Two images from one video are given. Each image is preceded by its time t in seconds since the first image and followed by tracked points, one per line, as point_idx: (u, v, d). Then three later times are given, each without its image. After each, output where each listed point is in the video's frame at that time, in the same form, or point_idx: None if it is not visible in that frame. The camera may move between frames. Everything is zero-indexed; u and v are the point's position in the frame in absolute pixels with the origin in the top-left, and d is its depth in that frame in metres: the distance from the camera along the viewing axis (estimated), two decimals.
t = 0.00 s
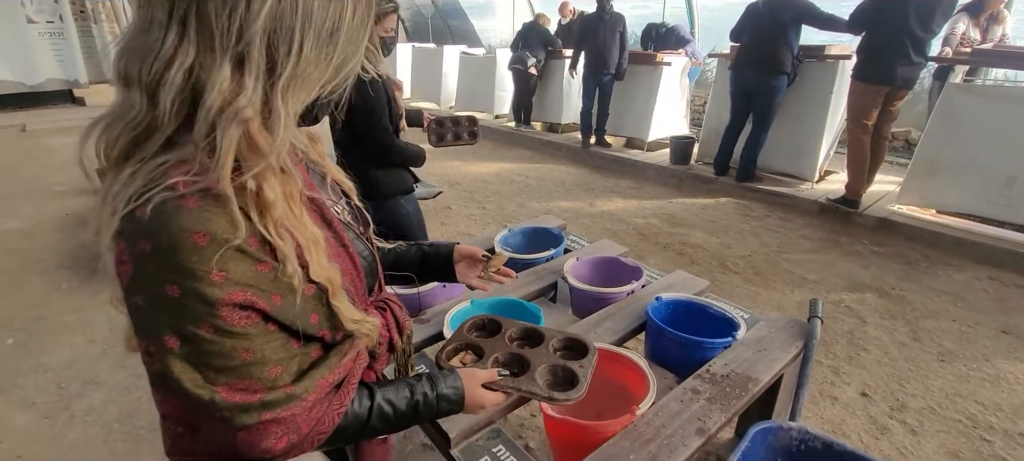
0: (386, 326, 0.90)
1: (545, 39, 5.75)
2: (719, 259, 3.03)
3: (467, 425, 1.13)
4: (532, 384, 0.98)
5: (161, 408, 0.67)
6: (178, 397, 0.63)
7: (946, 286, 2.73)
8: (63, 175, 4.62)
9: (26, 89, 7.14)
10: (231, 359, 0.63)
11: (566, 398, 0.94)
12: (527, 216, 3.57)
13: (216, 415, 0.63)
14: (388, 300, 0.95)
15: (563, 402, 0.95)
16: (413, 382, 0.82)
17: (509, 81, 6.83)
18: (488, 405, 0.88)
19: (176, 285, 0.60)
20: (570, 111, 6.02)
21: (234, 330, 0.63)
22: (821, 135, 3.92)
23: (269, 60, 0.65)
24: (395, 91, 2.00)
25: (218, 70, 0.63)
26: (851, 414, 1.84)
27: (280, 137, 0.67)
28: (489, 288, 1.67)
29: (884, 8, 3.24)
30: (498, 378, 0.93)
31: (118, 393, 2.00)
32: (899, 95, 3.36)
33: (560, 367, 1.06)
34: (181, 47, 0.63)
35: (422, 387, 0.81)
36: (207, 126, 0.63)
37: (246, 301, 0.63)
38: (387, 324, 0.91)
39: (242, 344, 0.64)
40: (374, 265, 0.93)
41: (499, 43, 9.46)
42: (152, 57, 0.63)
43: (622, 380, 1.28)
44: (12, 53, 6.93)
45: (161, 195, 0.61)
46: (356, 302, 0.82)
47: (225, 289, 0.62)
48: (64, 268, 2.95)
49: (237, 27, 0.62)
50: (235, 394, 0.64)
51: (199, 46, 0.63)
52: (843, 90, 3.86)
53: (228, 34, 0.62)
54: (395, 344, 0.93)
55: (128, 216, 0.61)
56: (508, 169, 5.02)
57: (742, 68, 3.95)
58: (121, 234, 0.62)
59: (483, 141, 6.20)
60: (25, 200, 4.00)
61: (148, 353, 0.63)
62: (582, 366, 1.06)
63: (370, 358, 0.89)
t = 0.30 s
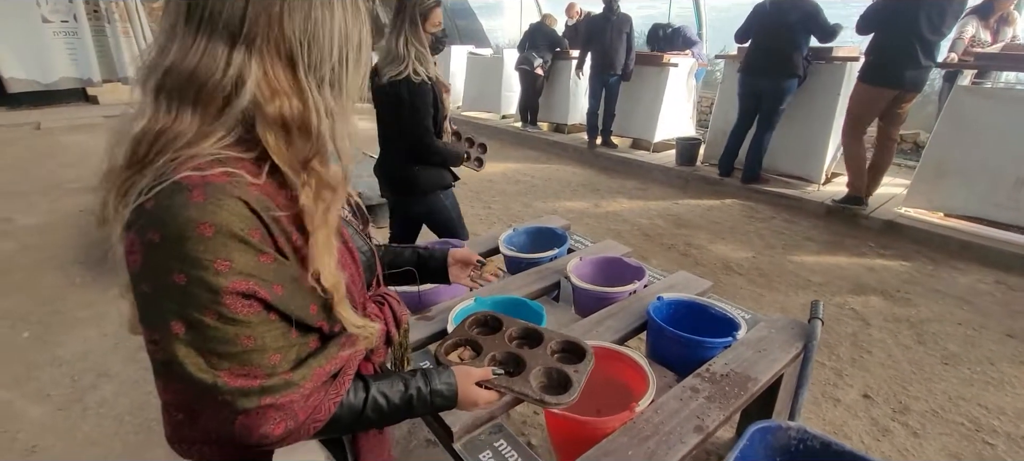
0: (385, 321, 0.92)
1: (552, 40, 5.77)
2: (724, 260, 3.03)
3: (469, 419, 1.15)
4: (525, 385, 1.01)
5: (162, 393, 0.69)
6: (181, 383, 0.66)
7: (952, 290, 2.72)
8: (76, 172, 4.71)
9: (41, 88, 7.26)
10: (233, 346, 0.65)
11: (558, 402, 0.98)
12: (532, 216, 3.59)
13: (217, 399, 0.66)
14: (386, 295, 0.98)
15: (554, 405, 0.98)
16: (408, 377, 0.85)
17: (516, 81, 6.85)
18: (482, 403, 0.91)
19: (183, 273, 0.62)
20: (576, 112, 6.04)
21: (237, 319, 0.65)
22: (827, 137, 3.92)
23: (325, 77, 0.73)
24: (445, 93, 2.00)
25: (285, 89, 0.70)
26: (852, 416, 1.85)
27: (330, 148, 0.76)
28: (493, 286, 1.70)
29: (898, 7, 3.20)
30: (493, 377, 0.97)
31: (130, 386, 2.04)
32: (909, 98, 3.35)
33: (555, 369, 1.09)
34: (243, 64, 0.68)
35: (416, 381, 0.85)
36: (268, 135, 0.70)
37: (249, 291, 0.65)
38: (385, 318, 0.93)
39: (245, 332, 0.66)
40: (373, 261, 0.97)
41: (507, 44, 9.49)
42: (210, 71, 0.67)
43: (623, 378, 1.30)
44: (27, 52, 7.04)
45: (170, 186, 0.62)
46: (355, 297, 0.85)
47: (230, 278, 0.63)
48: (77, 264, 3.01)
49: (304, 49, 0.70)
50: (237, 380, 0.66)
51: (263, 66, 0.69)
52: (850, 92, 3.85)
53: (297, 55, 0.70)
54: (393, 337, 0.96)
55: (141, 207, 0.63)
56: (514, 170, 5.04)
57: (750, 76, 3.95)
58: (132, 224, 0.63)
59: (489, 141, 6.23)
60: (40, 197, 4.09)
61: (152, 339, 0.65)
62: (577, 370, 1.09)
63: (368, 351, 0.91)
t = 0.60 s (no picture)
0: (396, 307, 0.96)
1: (558, 40, 5.78)
2: (729, 261, 3.03)
3: (474, 416, 1.17)
4: (536, 383, 1.04)
5: (220, 373, 0.70)
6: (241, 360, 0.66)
7: (960, 293, 2.70)
8: (88, 170, 4.77)
9: (54, 86, 7.34)
10: (290, 321, 0.68)
11: (569, 398, 1.00)
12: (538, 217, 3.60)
13: (277, 372, 0.67)
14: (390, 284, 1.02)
15: (566, 401, 1.00)
16: (428, 371, 0.87)
17: (522, 82, 6.87)
18: (496, 400, 0.94)
19: (252, 253, 0.64)
20: (582, 112, 6.04)
21: (294, 296, 0.68)
22: (831, 136, 3.91)
23: (356, 82, 0.79)
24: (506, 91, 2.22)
25: (325, 92, 0.76)
26: (857, 418, 1.85)
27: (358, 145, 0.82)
28: (499, 286, 1.71)
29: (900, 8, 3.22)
30: (506, 375, 1.00)
31: (141, 380, 2.07)
32: (911, 100, 3.32)
33: (567, 371, 1.11)
34: (290, 70, 0.73)
35: (436, 375, 0.87)
36: (308, 131, 0.75)
37: (306, 271, 0.68)
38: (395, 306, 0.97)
39: (300, 309, 0.69)
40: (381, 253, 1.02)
41: (514, 44, 9.51)
42: (261, 76, 0.72)
43: (628, 378, 1.31)
44: (40, 50, 7.12)
45: (235, 176, 0.65)
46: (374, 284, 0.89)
47: (290, 258, 0.67)
48: (89, 260, 3.06)
49: (338, 58, 0.76)
50: (297, 350, 0.69)
51: (306, 71, 0.74)
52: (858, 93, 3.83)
53: (332, 61, 0.76)
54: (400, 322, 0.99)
55: (205, 195, 0.65)
56: (520, 169, 5.06)
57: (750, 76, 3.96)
58: (197, 211, 0.65)
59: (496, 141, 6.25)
60: (52, 194, 4.15)
61: (211, 320, 0.66)
62: (588, 372, 1.10)
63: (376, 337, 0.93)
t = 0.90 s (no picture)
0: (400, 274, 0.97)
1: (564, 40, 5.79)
2: (735, 262, 3.02)
3: (480, 412, 1.17)
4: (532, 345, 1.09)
5: (256, 315, 0.72)
6: (277, 301, 0.70)
7: (968, 296, 2.68)
8: (97, 167, 4.82)
9: (65, 83, 7.42)
10: (321, 266, 0.71)
11: (561, 359, 1.07)
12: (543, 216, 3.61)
13: (310, 312, 0.71)
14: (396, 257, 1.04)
15: (558, 363, 1.07)
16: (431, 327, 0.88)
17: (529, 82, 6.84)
18: (494, 359, 0.95)
19: (289, 203, 0.68)
20: (588, 112, 6.04)
21: (323, 243, 0.71)
22: (834, 137, 3.91)
23: (367, 68, 0.85)
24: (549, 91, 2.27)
25: (342, 75, 0.82)
26: (863, 420, 1.84)
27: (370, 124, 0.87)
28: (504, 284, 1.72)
29: (888, 8, 3.20)
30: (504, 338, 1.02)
31: (149, 375, 2.10)
32: (903, 101, 3.31)
33: (560, 338, 1.18)
34: (313, 56, 0.79)
35: (439, 330, 0.88)
36: (328, 107, 0.79)
37: (333, 221, 0.72)
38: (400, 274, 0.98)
39: (329, 256, 0.72)
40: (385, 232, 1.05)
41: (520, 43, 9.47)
42: (290, 62, 0.78)
43: (633, 378, 1.30)
44: (52, 48, 7.19)
45: (274, 139, 0.71)
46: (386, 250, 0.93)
47: (320, 209, 0.71)
48: (99, 256, 3.09)
49: (350, 47, 0.82)
50: (326, 289, 0.72)
51: (326, 57, 0.80)
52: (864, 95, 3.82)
53: (348, 45, 0.82)
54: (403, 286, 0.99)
55: (248, 155, 0.70)
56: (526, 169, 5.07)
57: (743, 71, 4.02)
58: (242, 169, 0.70)
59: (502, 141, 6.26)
60: (63, 190, 4.20)
61: (249, 266, 0.70)
62: (579, 339, 1.18)
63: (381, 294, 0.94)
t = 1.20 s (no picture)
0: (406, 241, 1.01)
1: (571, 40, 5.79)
2: (742, 264, 3.02)
3: (488, 411, 1.18)
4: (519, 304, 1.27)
5: (275, 269, 0.77)
6: (293, 258, 0.75)
7: (977, 300, 2.67)
8: (106, 165, 4.86)
9: (74, 82, 7.48)
10: (332, 229, 0.75)
11: (543, 318, 1.23)
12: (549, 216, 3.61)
13: (322, 269, 0.75)
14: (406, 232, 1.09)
15: (541, 320, 1.23)
16: (431, 284, 0.94)
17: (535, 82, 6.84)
18: (485, 315, 1.02)
19: (303, 171, 0.73)
20: (595, 113, 6.03)
21: (333, 208, 0.75)
22: (840, 138, 3.89)
23: (375, 59, 0.87)
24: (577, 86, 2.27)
25: (352, 68, 0.85)
26: (870, 424, 1.83)
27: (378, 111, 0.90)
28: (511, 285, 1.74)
29: (887, 8, 3.19)
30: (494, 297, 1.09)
31: (159, 371, 2.12)
32: (903, 101, 3.30)
33: (544, 300, 1.38)
34: (324, 52, 0.82)
35: (438, 288, 0.94)
36: (340, 95, 0.83)
37: (343, 188, 0.76)
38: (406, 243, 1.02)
39: (339, 220, 0.76)
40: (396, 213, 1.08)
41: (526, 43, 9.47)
42: (304, 57, 0.82)
43: (641, 378, 1.31)
44: (63, 47, 7.26)
45: (290, 116, 0.75)
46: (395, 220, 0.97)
47: (330, 178, 0.75)
48: (109, 253, 3.12)
49: (360, 43, 0.85)
50: (335, 248, 0.76)
51: (336, 53, 0.83)
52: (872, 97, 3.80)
53: (360, 39, 0.85)
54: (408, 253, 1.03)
55: (269, 130, 0.75)
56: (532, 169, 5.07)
57: (748, 70, 4.01)
58: (263, 140, 0.75)
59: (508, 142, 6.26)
60: (73, 188, 4.24)
61: (269, 226, 0.74)
62: (562, 302, 1.37)
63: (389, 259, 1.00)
